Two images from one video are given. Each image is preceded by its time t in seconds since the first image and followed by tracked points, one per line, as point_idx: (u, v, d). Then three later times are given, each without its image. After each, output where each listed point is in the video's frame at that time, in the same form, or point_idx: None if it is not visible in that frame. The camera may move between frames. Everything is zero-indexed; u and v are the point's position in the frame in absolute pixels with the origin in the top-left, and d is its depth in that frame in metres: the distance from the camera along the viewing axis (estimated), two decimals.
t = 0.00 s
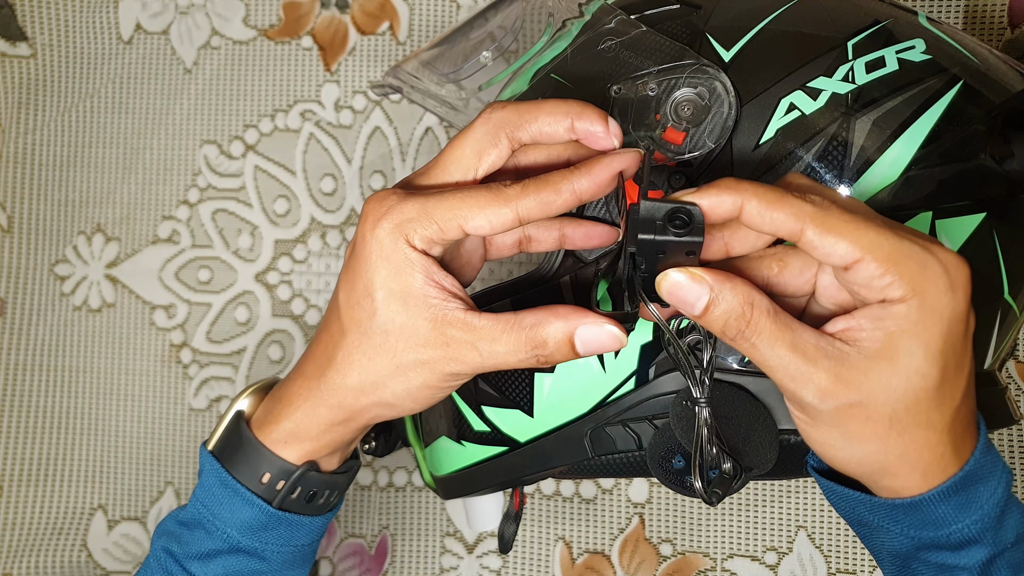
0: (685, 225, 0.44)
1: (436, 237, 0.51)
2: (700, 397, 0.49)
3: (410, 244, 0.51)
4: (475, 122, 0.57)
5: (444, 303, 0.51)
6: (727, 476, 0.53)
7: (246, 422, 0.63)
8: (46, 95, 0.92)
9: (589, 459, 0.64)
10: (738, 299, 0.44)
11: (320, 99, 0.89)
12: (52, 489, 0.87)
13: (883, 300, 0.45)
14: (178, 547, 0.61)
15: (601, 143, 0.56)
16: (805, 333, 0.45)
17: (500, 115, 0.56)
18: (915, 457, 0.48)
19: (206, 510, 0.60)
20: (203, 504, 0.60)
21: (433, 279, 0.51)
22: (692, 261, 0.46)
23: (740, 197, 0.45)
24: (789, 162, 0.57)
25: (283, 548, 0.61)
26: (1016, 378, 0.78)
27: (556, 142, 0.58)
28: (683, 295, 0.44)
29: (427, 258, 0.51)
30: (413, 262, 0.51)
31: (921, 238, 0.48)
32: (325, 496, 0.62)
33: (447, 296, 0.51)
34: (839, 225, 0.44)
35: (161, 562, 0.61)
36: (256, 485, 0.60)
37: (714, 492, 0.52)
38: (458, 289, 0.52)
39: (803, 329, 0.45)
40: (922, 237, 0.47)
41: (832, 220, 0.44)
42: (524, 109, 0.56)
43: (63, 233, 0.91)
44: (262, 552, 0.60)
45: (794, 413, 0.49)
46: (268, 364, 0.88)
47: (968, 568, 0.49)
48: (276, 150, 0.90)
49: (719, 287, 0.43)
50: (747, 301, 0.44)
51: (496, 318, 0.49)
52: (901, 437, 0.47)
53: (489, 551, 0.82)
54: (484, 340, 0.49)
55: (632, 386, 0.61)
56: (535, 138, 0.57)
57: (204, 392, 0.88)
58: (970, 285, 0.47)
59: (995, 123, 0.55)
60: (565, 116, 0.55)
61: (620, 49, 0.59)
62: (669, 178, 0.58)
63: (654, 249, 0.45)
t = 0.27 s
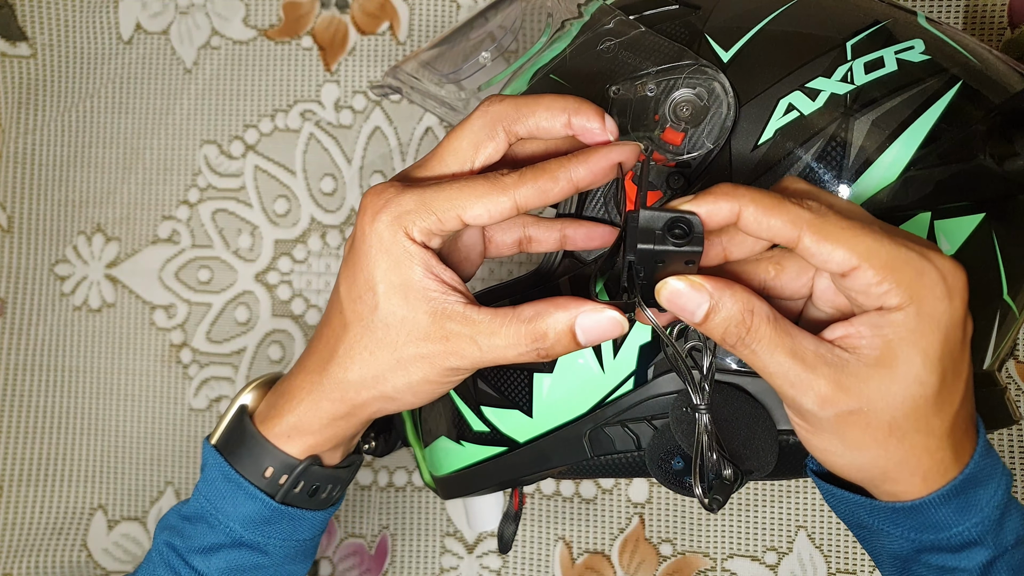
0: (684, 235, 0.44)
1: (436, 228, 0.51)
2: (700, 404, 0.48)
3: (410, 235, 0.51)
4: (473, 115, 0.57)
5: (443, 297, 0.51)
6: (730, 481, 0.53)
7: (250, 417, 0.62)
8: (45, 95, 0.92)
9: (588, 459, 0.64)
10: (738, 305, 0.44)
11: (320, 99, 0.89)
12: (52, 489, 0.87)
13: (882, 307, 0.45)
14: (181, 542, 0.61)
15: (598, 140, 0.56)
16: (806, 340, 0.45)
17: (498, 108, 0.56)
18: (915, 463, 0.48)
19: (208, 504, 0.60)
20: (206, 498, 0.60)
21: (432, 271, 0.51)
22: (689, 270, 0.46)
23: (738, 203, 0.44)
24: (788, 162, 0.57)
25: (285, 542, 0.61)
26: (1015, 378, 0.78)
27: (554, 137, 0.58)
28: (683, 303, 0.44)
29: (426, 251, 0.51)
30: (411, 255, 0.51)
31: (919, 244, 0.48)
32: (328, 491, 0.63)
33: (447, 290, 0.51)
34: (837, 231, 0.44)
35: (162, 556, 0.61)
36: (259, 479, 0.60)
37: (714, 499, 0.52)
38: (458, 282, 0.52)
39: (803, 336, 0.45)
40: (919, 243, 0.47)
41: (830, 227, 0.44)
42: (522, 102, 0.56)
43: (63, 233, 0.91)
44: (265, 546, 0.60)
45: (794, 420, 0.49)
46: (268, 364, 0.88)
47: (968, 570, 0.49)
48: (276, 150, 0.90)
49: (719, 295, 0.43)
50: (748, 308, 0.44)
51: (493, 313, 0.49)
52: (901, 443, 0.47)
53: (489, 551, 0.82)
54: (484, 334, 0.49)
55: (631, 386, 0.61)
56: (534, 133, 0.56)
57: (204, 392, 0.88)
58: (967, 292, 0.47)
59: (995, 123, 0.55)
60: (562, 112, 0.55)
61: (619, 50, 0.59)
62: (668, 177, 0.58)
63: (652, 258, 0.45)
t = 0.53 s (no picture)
0: (687, 250, 0.44)
1: (442, 225, 0.52)
2: (700, 408, 0.49)
3: (416, 231, 0.51)
4: (482, 112, 0.57)
5: (447, 294, 0.51)
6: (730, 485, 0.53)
7: (258, 409, 0.63)
8: (45, 96, 0.92)
9: (591, 459, 0.64)
10: (742, 315, 0.43)
11: (320, 99, 0.89)
12: (51, 489, 0.87)
13: (887, 315, 0.45)
14: (188, 532, 0.61)
15: (601, 145, 0.55)
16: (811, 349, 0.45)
17: (505, 108, 0.56)
18: (921, 467, 0.48)
19: (216, 496, 0.60)
20: (214, 490, 0.61)
21: (434, 269, 0.51)
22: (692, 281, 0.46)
23: (743, 212, 0.44)
24: (791, 162, 0.57)
25: (291, 535, 0.61)
26: (1016, 379, 0.78)
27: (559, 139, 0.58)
28: (687, 313, 0.44)
29: (430, 248, 0.52)
30: (418, 251, 0.51)
31: (923, 252, 0.48)
32: (333, 483, 0.62)
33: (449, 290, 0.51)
34: (842, 239, 0.44)
35: (170, 547, 0.61)
36: (266, 470, 0.60)
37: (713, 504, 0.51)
38: (461, 281, 0.52)
39: (809, 343, 0.45)
40: (925, 251, 0.47)
41: (835, 236, 0.44)
42: (530, 103, 0.56)
43: (63, 233, 0.91)
44: (271, 538, 0.60)
45: (800, 427, 0.49)
46: (268, 364, 0.88)
47: (973, 571, 0.49)
48: (276, 150, 0.90)
49: (722, 304, 0.43)
50: (752, 316, 0.44)
51: (493, 315, 0.49)
52: (907, 448, 0.47)
53: (489, 551, 0.82)
54: (485, 334, 0.49)
55: (635, 385, 0.61)
56: (539, 134, 0.56)
57: (204, 392, 0.88)
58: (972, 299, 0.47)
59: (997, 123, 0.55)
60: (568, 115, 0.55)
61: (622, 48, 0.59)
62: (671, 176, 0.58)
63: (654, 267, 0.45)
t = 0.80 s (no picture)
0: (687, 249, 0.44)
1: (441, 224, 0.51)
2: (700, 408, 0.49)
3: (415, 230, 0.51)
4: (481, 109, 0.57)
5: (447, 293, 0.51)
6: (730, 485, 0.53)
7: (256, 412, 0.62)
8: (46, 95, 0.92)
9: (591, 458, 0.64)
10: (743, 314, 0.43)
11: (320, 99, 0.89)
12: (51, 489, 0.87)
13: (888, 314, 0.45)
14: (185, 535, 0.61)
15: (600, 143, 0.56)
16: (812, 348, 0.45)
17: (504, 106, 0.56)
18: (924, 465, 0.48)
19: (213, 498, 0.60)
20: (211, 492, 0.60)
21: (434, 268, 0.51)
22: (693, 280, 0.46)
23: (744, 211, 0.44)
24: (790, 161, 0.57)
25: (289, 537, 0.61)
26: (1015, 378, 0.78)
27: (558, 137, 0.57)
28: (688, 312, 0.44)
29: (430, 247, 0.52)
30: (418, 249, 0.51)
31: (924, 251, 0.48)
32: (331, 485, 0.62)
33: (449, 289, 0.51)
34: (845, 238, 0.44)
35: (167, 550, 0.61)
36: (263, 472, 0.60)
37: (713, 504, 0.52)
38: (460, 280, 0.52)
39: (810, 343, 0.45)
40: (926, 250, 0.47)
41: (837, 235, 0.44)
42: (528, 101, 0.56)
43: (63, 233, 0.91)
44: (269, 540, 0.60)
45: (801, 425, 0.49)
46: (268, 364, 0.88)
47: (973, 570, 0.49)
48: (276, 150, 0.90)
49: (723, 303, 0.43)
50: (753, 316, 0.44)
51: (493, 315, 0.49)
52: (908, 447, 0.47)
53: (489, 551, 0.82)
54: (485, 333, 0.49)
55: (635, 384, 0.61)
56: (538, 132, 0.56)
57: (204, 392, 0.88)
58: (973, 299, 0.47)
59: (996, 123, 0.55)
60: (567, 113, 0.55)
61: (622, 48, 0.59)
62: (670, 174, 0.58)
63: (655, 266, 0.45)
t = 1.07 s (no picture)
0: (690, 249, 0.45)
1: (442, 222, 0.51)
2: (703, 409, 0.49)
3: (416, 228, 0.51)
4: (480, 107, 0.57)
5: (450, 292, 0.51)
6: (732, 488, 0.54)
7: (261, 410, 0.62)
8: (46, 95, 0.92)
9: (593, 457, 0.64)
10: (747, 313, 0.43)
11: (320, 99, 0.89)
12: (51, 489, 0.87)
13: (891, 313, 0.45)
14: (190, 533, 0.61)
15: (598, 142, 0.55)
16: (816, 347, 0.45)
17: (503, 103, 0.56)
18: (927, 464, 0.48)
19: (218, 496, 0.60)
20: (216, 490, 0.60)
21: (437, 267, 0.51)
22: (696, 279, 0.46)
23: (748, 211, 0.44)
24: (792, 161, 0.57)
25: (293, 536, 0.61)
26: (1016, 378, 0.78)
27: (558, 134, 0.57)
28: (691, 312, 0.44)
29: (432, 246, 0.52)
30: (420, 248, 0.51)
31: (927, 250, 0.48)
32: (335, 484, 0.62)
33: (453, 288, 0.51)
34: (849, 238, 0.43)
35: (172, 548, 0.61)
36: (268, 471, 0.60)
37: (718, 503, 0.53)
38: (462, 278, 0.52)
39: (814, 342, 0.45)
40: (930, 249, 0.47)
41: (841, 236, 0.44)
42: (528, 98, 0.56)
43: (63, 233, 0.91)
44: (273, 539, 0.60)
45: (804, 425, 0.49)
46: (268, 364, 0.88)
47: (976, 569, 0.49)
48: (276, 150, 0.90)
49: (727, 303, 0.43)
50: (757, 315, 0.44)
51: (497, 314, 0.49)
52: (911, 445, 0.47)
53: (489, 551, 0.82)
54: (488, 333, 0.49)
55: (638, 383, 0.61)
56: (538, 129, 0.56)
57: (204, 392, 0.88)
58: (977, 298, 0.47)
59: (997, 123, 0.55)
60: (566, 110, 0.55)
61: (624, 47, 0.59)
62: (673, 173, 0.58)
63: (659, 267, 0.46)
